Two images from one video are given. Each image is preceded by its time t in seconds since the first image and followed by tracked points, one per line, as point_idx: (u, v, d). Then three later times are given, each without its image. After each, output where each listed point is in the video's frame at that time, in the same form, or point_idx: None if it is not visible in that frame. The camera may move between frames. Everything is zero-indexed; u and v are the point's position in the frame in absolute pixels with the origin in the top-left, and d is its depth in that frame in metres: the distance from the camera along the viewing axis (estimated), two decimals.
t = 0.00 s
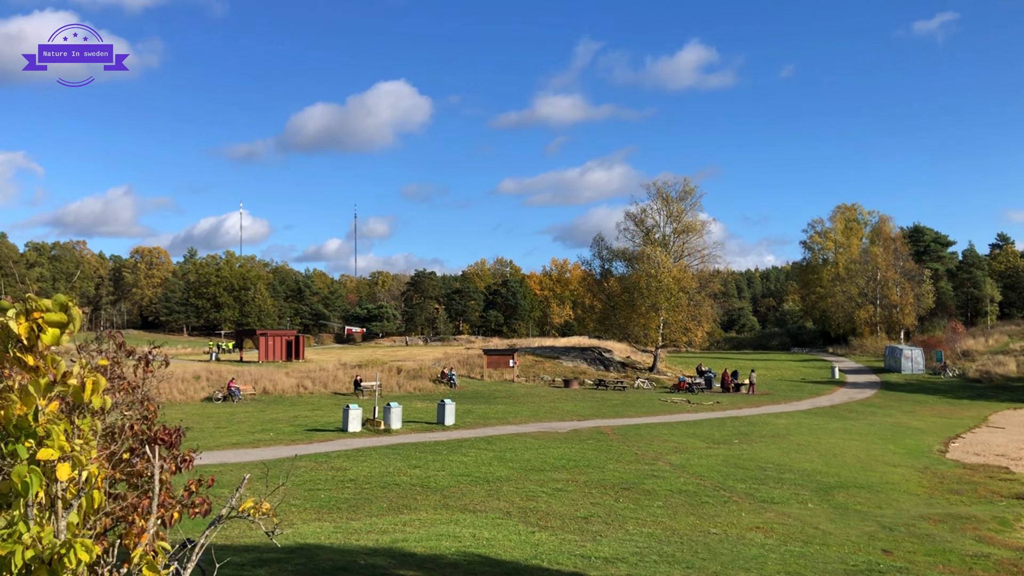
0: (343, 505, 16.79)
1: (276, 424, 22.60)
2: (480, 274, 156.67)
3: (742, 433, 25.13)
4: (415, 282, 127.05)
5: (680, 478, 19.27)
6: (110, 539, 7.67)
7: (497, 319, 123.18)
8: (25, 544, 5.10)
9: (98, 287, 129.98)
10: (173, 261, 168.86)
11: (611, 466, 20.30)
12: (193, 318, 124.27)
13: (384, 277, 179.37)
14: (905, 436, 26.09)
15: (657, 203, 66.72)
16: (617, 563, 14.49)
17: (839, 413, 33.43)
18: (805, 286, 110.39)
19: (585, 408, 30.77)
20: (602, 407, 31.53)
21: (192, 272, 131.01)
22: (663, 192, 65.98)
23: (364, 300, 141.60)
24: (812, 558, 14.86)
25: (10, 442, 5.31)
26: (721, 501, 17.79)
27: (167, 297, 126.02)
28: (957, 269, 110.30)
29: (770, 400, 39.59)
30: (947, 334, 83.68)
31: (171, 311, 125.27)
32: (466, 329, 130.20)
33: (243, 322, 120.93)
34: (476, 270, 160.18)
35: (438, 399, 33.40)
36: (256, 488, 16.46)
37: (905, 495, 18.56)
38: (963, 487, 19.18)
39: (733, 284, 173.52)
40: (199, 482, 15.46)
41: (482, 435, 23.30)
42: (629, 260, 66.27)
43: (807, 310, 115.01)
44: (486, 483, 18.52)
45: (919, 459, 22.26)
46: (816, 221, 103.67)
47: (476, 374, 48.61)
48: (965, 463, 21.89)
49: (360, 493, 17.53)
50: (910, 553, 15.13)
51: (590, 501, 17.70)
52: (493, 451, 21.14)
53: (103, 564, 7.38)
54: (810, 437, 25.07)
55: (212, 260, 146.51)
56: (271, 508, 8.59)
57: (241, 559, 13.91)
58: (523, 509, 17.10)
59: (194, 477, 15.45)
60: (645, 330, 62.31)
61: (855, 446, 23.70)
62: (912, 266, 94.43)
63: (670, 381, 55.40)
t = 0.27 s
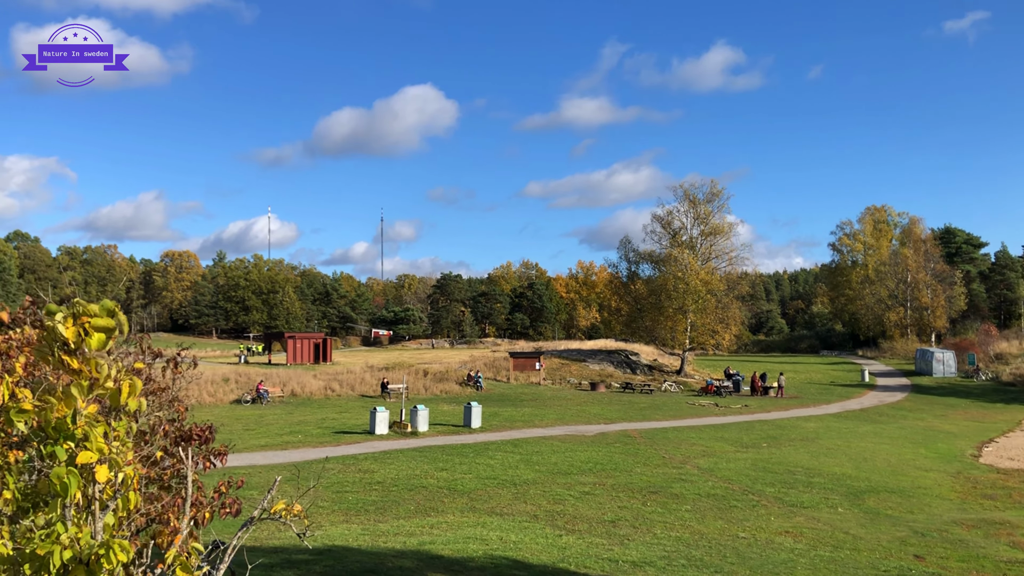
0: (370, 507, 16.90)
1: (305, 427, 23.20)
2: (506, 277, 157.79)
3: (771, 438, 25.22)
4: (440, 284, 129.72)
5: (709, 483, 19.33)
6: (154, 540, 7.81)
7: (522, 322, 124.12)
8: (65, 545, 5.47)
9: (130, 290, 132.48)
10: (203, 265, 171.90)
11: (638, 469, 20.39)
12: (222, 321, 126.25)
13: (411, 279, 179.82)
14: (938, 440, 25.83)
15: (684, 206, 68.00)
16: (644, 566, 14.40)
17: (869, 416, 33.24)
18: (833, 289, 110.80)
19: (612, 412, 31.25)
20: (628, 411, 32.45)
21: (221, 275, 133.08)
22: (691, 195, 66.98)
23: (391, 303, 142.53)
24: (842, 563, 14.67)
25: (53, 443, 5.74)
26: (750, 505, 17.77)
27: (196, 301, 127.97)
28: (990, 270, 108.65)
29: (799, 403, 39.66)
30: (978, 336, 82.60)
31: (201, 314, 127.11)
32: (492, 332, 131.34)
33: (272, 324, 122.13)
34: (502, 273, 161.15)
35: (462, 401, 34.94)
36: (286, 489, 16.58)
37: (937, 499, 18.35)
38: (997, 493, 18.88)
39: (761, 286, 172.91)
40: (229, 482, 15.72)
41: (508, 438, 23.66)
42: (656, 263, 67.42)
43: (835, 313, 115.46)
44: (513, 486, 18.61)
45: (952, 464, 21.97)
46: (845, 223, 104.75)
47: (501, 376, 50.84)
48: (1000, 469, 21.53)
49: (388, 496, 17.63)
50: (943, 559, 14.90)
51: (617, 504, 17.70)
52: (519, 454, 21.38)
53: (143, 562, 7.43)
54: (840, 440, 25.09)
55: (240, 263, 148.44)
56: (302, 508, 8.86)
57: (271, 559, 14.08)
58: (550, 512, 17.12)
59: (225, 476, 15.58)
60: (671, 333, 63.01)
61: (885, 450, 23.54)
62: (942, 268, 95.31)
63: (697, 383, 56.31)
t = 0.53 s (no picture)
0: (396, 509, 16.99)
1: (331, 428, 23.98)
2: (531, 279, 159.23)
3: (798, 441, 25.29)
4: (466, 287, 127.25)
5: (737, 486, 19.38)
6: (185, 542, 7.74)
7: (548, 324, 125.40)
8: (99, 544, 5.61)
9: (160, 293, 135.18)
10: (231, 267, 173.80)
11: (665, 472, 20.66)
12: (250, 323, 127.44)
13: (436, 281, 180.67)
14: (970, 444, 25.55)
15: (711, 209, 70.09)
16: (671, 568, 14.31)
17: (899, 419, 33.01)
18: (862, 291, 110.43)
19: (638, 415, 32.13)
20: (656, 413, 33.79)
21: (249, 277, 134.85)
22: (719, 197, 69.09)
23: (417, 306, 143.27)
24: (872, 567, 14.48)
25: (89, 443, 5.88)
26: (778, 509, 17.71)
27: (225, 303, 129.67)
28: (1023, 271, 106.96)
29: (829, 406, 39.65)
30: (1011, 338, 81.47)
31: (228, 316, 128.61)
32: (518, 334, 132.25)
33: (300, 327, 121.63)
34: (528, 275, 162.26)
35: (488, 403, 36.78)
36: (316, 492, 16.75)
37: (970, 504, 18.14)
38: None
39: (790, 288, 172.25)
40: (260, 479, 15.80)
41: (534, 441, 24.23)
42: (682, 265, 69.04)
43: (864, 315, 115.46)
44: (539, 488, 18.77)
45: (985, 468, 21.70)
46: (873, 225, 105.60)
47: (528, 379, 52.77)
48: None
49: (415, 497, 17.80)
50: (976, 565, 14.67)
51: (643, 508, 17.74)
52: (545, 457, 21.75)
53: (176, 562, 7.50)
54: (870, 443, 25.00)
55: (268, 265, 150.52)
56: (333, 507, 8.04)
57: (300, 559, 14.22)
58: (576, 515, 17.16)
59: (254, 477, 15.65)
60: (699, 335, 64.63)
61: (915, 454, 23.35)
62: (975, 270, 94.73)
63: (725, 386, 56.47)
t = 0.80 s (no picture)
0: (419, 509, 17.11)
1: (356, 428, 24.96)
2: (554, 280, 161.15)
3: (822, 444, 25.36)
4: (488, 287, 128.23)
5: (761, 489, 19.39)
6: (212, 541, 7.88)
7: (571, 325, 127.08)
8: (131, 542, 5.22)
9: (187, 294, 137.80)
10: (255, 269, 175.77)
11: (689, 474, 20.89)
12: (274, 324, 128.90)
13: (459, 282, 181.27)
14: (999, 446, 25.25)
15: (736, 211, 73.13)
16: (694, 570, 14.26)
17: (927, 422, 32.76)
18: (888, 292, 110.31)
19: (661, 417, 33.43)
20: (681, 415, 35.08)
21: (273, 278, 136.59)
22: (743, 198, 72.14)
23: (440, 308, 144.02)
24: (900, 571, 14.29)
25: (119, 443, 5.58)
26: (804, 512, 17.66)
27: (250, 304, 131.30)
28: None
29: (853, 408, 39.69)
30: None
31: (253, 317, 130.25)
32: (540, 335, 133.39)
33: (323, 329, 124.60)
34: (550, 277, 163.83)
35: (511, 405, 38.49)
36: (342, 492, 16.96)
37: (1000, 508, 17.89)
38: None
39: (814, 290, 171.91)
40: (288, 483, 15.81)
41: (557, 441, 24.92)
42: (706, 265, 71.05)
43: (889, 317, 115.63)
44: (562, 489, 18.99)
45: (1014, 471, 21.43)
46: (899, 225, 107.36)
47: (551, 380, 54.01)
48: None
49: (438, 497, 18.09)
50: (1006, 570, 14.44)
51: (667, 510, 17.79)
52: (570, 458, 22.18)
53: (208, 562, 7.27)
54: (896, 446, 24.89)
55: (292, 266, 152.51)
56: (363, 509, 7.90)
57: (325, 559, 14.30)
58: (600, 517, 17.21)
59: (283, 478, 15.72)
60: (723, 337, 65.78)
61: (943, 456, 23.16)
62: (1005, 270, 93.84)
63: (748, 388, 57.95)
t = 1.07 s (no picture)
0: (440, 509, 17.19)
1: (378, 429, 26.21)
2: (577, 281, 163.11)
3: (846, 446, 25.29)
4: (511, 288, 130.53)
5: (785, 490, 19.43)
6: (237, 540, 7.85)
7: (594, 326, 128.08)
8: (160, 541, 5.34)
9: (212, 295, 139.71)
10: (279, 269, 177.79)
11: (713, 475, 21.16)
12: (298, 324, 129.79)
13: (481, 282, 181.51)
14: None
15: (761, 211, 73.50)
16: (718, 571, 14.16)
17: (954, 423, 32.47)
18: (914, 292, 109.58)
19: (685, 418, 34.13)
20: (705, 416, 35.40)
21: (296, 279, 138.11)
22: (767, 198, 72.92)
23: (463, 308, 144.67)
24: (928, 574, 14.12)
25: (149, 443, 5.63)
26: (829, 514, 17.60)
27: (274, 305, 132.85)
28: None
29: (879, 410, 39.55)
30: None
31: (277, 317, 131.35)
32: (562, 336, 134.23)
33: (347, 329, 125.60)
34: (573, 278, 165.51)
35: (531, 407, 39.99)
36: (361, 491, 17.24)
37: None
38: None
39: (838, 290, 171.20)
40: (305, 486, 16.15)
41: (579, 442, 25.90)
42: (729, 265, 72.70)
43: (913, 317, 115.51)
44: (584, 490, 19.33)
45: None
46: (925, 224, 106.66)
47: (573, 381, 53.83)
48: None
49: (460, 498, 18.27)
50: None
51: (690, 511, 17.86)
52: (592, 458, 22.84)
53: (233, 560, 7.33)
54: (923, 448, 24.70)
55: (315, 267, 153.93)
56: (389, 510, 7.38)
57: (349, 558, 14.38)
58: (623, 518, 17.28)
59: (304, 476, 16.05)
60: (746, 338, 67.74)
61: (972, 459, 22.88)
62: None
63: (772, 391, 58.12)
